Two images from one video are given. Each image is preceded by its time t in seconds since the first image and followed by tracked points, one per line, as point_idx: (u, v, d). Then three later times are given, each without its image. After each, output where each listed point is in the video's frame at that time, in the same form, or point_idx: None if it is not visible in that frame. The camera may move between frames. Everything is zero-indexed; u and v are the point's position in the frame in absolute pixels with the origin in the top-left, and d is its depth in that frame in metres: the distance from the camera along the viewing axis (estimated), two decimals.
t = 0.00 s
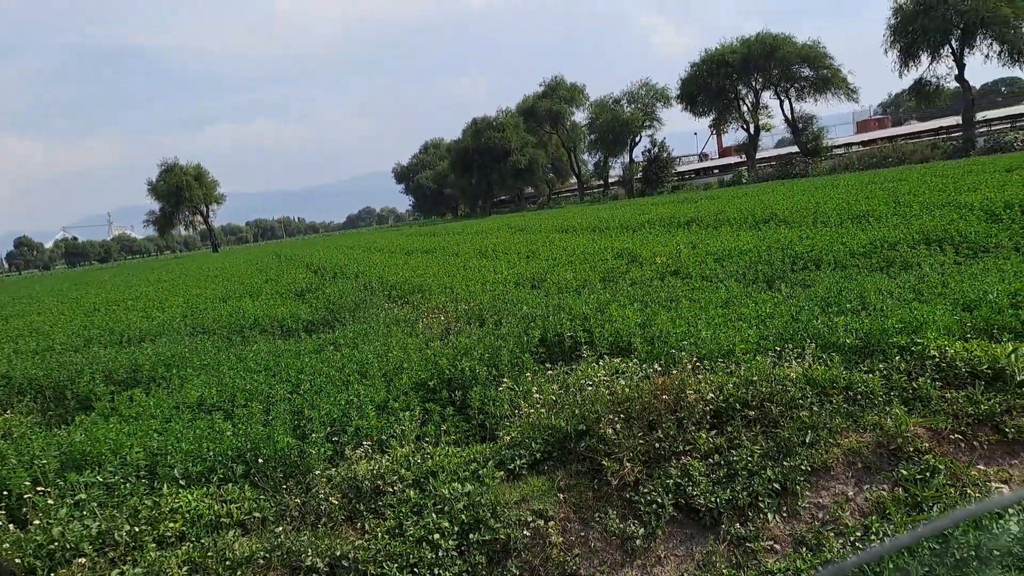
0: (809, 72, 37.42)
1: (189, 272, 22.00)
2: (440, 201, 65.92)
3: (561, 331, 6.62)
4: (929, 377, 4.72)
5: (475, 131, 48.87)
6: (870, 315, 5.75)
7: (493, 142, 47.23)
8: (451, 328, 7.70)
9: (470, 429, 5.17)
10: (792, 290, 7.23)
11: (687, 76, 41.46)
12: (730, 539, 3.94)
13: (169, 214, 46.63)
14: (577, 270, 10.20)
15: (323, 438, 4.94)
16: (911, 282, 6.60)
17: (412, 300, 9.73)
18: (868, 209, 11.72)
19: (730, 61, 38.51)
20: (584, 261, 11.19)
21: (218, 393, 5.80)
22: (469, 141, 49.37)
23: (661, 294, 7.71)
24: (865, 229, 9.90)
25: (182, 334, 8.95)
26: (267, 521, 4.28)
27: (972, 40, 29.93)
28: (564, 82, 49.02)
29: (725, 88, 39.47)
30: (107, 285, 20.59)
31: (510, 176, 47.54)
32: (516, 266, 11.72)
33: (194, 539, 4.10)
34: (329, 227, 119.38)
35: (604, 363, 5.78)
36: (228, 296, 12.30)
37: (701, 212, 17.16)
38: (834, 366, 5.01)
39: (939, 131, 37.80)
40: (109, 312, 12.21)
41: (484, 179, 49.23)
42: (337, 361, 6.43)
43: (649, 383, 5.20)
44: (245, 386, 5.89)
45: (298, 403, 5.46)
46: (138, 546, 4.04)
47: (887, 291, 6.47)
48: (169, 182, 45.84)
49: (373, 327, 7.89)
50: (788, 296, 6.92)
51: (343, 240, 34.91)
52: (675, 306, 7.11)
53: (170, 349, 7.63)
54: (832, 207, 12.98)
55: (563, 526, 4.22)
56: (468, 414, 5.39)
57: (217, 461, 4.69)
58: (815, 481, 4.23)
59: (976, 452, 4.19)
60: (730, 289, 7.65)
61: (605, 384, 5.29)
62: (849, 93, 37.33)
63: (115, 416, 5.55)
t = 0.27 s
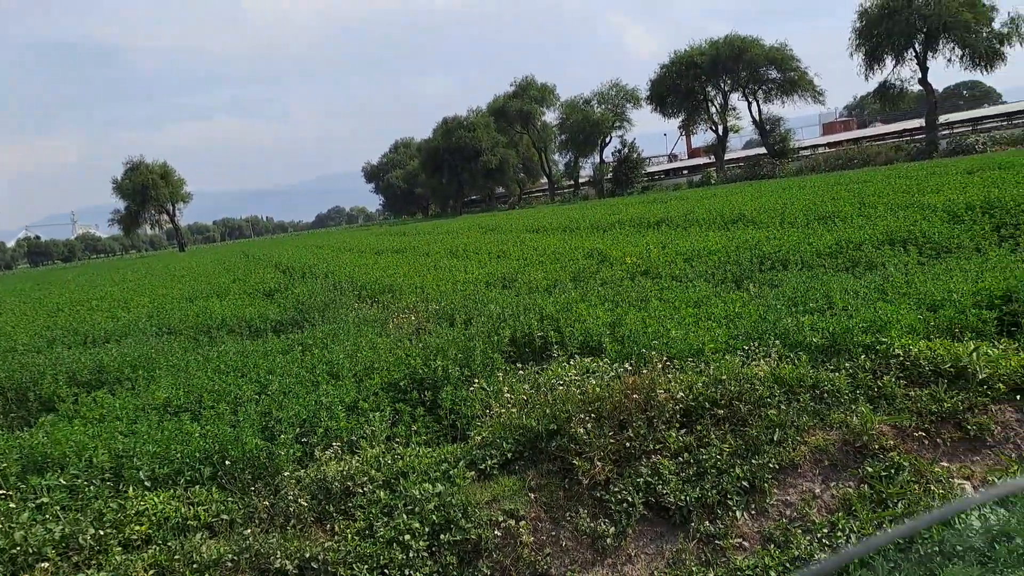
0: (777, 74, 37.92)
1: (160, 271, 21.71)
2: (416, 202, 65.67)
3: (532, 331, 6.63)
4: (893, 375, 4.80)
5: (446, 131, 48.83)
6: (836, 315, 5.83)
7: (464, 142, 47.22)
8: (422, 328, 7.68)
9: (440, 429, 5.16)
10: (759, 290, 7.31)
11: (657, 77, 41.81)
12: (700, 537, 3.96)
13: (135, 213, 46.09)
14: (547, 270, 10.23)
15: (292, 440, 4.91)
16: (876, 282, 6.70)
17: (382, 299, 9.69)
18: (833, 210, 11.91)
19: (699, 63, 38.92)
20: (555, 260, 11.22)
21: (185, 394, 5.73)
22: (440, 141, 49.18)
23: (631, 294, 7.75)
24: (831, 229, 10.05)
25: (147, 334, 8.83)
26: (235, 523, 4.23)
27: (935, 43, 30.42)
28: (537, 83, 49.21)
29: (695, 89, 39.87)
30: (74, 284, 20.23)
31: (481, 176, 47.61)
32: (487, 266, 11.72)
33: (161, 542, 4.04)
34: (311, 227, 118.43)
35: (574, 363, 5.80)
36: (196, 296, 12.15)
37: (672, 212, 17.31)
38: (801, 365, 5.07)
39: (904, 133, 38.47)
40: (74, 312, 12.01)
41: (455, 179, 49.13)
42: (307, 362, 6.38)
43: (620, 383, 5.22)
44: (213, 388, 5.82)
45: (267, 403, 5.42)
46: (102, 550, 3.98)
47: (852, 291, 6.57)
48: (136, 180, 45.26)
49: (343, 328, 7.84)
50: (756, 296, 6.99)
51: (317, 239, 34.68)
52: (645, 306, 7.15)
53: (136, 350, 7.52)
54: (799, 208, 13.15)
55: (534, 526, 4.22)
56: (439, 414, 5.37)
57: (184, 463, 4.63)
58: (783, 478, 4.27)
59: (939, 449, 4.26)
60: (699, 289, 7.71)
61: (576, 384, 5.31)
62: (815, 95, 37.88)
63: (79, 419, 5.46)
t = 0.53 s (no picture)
0: (745, 76, 38.39)
1: (131, 270, 21.37)
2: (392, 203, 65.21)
3: (503, 331, 6.63)
4: (860, 374, 4.87)
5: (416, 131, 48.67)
6: (804, 314, 5.90)
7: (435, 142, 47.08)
8: (393, 328, 7.65)
9: (411, 429, 5.14)
10: (728, 290, 7.38)
11: (626, 79, 42.07)
12: (670, 535, 3.98)
13: (101, 211, 45.36)
14: (518, 270, 10.24)
15: (261, 441, 4.86)
16: (842, 282, 6.80)
17: (352, 299, 9.63)
18: (800, 210, 12.08)
19: (668, 64, 39.26)
20: (525, 260, 11.24)
21: (152, 395, 5.65)
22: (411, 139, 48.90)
23: (601, 294, 7.78)
24: (798, 230, 10.19)
25: (112, 335, 8.69)
26: (203, 525, 4.18)
27: (900, 47, 30.95)
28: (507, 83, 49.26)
29: (665, 91, 40.18)
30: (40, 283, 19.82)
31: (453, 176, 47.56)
32: (458, 265, 11.71)
33: (126, 545, 3.98)
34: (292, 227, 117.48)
35: (546, 362, 5.81)
36: (163, 296, 11.98)
37: (643, 212, 17.42)
38: (770, 364, 5.13)
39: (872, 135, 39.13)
40: (37, 312, 11.76)
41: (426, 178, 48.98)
42: (276, 362, 6.32)
43: (591, 382, 5.24)
44: (180, 389, 5.75)
45: (235, 404, 5.36)
46: (66, 553, 3.89)
47: (818, 290, 6.67)
48: (101, 178, 44.51)
49: (313, 328, 7.78)
50: (725, 296, 7.05)
51: (291, 238, 34.39)
52: (616, 305, 7.18)
53: (101, 350, 7.39)
54: (767, 208, 13.32)
55: (505, 526, 4.21)
56: (410, 415, 5.35)
57: (151, 465, 4.57)
58: (752, 476, 4.31)
59: (904, 446, 4.33)
60: (668, 289, 7.76)
61: (547, 384, 5.32)
62: (783, 97, 38.43)
63: (41, 420, 5.35)
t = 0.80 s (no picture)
0: (732, 77, 38.57)
1: (117, 269, 21.22)
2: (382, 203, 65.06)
3: (491, 331, 6.63)
4: (845, 373, 4.90)
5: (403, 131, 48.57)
6: (790, 314, 5.93)
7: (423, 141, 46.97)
8: (380, 327, 7.63)
9: (398, 429, 5.14)
10: (715, 290, 7.40)
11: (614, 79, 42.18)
12: (658, 534, 3.98)
13: (86, 209, 45.04)
14: (505, 269, 10.25)
15: (248, 441, 4.85)
16: (828, 282, 6.83)
17: (339, 299, 9.61)
18: (787, 210, 12.13)
19: (655, 64, 39.42)
20: (513, 260, 11.24)
21: (137, 395, 5.62)
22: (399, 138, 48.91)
23: (589, 293, 7.79)
24: (785, 230, 10.22)
25: (96, 334, 8.63)
26: (188, 526, 4.15)
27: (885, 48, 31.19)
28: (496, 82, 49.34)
29: (653, 91, 40.31)
30: (25, 282, 19.64)
31: (440, 176, 47.70)
32: (445, 265, 11.69)
33: (111, 546, 3.95)
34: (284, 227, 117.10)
35: (534, 362, 5.81)
36: (148, 295, 11.92)
37: (631, 212, 17.45)
38: (756, 363, 5.15)
39: (858, 135, 39.39)
40: (20, 312, 11.66)
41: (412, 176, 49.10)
42: (263, 362, 6.30)
43: (579, 381, 5.25)
44: (165, 388, 5.72)
45: (221, 404, 5.34)
46: (50, 555, 3.86)
47: (804, 290, 6.71)
48: (86, 176, 44.20)
49: (300, 327, 7.75)
50: (712, 296, 7.07)
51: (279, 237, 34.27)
52: (603, 304, 7.19)
53: (86, 350, 7.34)
54: (755, 208, 13.37)
55: (492, 526, 4.20)
56: (397, 414, 5.34)
57: (136, 465, 4.54)
58: (739, 475, 4.32)
59: (889, 445, 4.35)
60: (656, 288, 7.78)
61: (535, 383, 5.32)
62: (769, 97, 38.62)
63: (24, 421, 5.31)
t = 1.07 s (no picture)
0: (732, 77, 38.57)
1: (116, 268, 21.21)
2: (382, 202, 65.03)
3: (490, 330, 6.63)
4: (845, 373, 4.90)
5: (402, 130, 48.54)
6: (790, 314, 5.93)
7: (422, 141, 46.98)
8: (379, 327, 7.63)
9: (397, 428, 5.14)
10: (714, 290, 7.41)
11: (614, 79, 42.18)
12: (657, 534, 3.98)
13: (84, 208, 45.02)
14: (504, 269, 10.25)
15: (247, 440, 4.85)
16: (828, 282, 6.83)
17: (338, 299, 9.62)
18: (787, 211, 12.12)
19: (655, 64, 39.39)
20: (512, 259, 11.24)
21: (136, 394, 5.62)
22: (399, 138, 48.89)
23: (588, 293, 7.79)
24: (784, 230, 10.22)
25: (96, 334, 8.63)
26: (188, 525, 4.16)
27: (885, 48, 31.17)
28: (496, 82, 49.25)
29: (653, 91, 40.30)
30: (24, 282, 19.64)
31: (440, 175, 47.77)
32: (444, 265, 11.69)
33: (110, 545, 3.95)
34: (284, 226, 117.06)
35: (533, 361, 5.81)
36: (147, 294, 11.92)
37: (630, 212, 17.45)
38: (755, 363, 5.15)
39: (858, 135, 39.39)
40: (19, 311, 11.65)
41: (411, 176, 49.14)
42: (262, 361, 6.30)
43: (577, 381, 5.25)
44: (164, 388, 5.72)
45: (220, 403, 5.35)
46: (49, 553, 3.86)
47: (805, 290, 6.71)
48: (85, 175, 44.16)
49: (299, 327, 7.76)
50: (711, 296, 7.07)
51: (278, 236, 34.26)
52: (603, 304, 7.19)
53: (85, 349, 7.34)
54: (755, 208, 13.36)
55: (491, 525, 4.20)
56: (396, 414, 5.34)
57: (135, 464, 4.55)
58: (738, 475, 4.32)
59: (888, 445, 4.35)
60: (655, 288, 7.79)
61: (534, 383, 5.32)
62: (768, 97, 38.61)
63: (22, 420, 5.31)
